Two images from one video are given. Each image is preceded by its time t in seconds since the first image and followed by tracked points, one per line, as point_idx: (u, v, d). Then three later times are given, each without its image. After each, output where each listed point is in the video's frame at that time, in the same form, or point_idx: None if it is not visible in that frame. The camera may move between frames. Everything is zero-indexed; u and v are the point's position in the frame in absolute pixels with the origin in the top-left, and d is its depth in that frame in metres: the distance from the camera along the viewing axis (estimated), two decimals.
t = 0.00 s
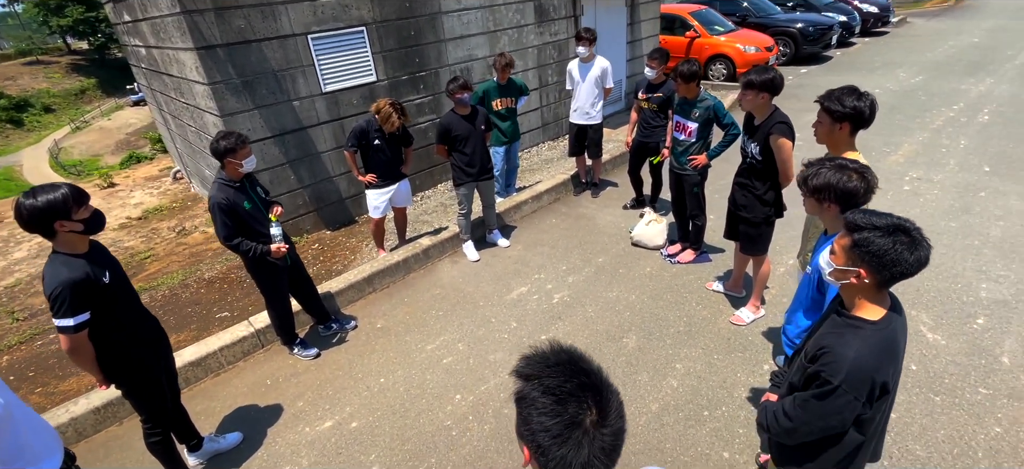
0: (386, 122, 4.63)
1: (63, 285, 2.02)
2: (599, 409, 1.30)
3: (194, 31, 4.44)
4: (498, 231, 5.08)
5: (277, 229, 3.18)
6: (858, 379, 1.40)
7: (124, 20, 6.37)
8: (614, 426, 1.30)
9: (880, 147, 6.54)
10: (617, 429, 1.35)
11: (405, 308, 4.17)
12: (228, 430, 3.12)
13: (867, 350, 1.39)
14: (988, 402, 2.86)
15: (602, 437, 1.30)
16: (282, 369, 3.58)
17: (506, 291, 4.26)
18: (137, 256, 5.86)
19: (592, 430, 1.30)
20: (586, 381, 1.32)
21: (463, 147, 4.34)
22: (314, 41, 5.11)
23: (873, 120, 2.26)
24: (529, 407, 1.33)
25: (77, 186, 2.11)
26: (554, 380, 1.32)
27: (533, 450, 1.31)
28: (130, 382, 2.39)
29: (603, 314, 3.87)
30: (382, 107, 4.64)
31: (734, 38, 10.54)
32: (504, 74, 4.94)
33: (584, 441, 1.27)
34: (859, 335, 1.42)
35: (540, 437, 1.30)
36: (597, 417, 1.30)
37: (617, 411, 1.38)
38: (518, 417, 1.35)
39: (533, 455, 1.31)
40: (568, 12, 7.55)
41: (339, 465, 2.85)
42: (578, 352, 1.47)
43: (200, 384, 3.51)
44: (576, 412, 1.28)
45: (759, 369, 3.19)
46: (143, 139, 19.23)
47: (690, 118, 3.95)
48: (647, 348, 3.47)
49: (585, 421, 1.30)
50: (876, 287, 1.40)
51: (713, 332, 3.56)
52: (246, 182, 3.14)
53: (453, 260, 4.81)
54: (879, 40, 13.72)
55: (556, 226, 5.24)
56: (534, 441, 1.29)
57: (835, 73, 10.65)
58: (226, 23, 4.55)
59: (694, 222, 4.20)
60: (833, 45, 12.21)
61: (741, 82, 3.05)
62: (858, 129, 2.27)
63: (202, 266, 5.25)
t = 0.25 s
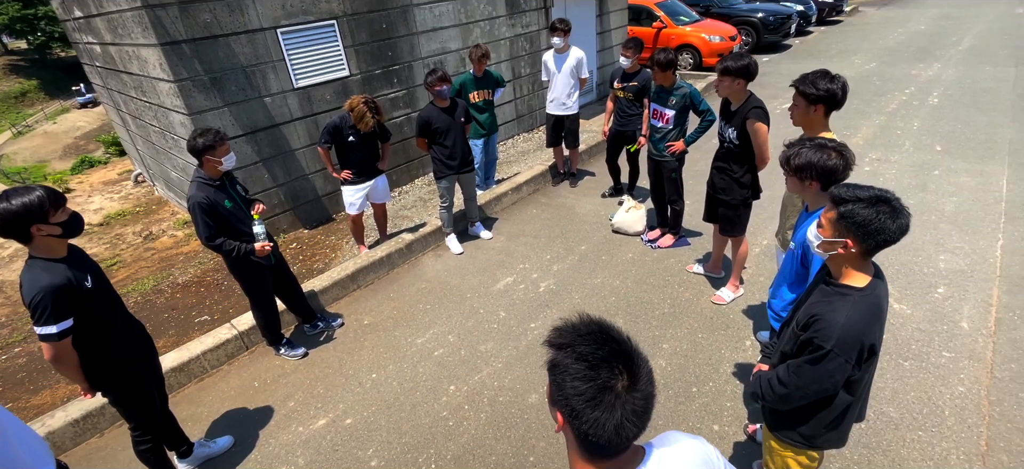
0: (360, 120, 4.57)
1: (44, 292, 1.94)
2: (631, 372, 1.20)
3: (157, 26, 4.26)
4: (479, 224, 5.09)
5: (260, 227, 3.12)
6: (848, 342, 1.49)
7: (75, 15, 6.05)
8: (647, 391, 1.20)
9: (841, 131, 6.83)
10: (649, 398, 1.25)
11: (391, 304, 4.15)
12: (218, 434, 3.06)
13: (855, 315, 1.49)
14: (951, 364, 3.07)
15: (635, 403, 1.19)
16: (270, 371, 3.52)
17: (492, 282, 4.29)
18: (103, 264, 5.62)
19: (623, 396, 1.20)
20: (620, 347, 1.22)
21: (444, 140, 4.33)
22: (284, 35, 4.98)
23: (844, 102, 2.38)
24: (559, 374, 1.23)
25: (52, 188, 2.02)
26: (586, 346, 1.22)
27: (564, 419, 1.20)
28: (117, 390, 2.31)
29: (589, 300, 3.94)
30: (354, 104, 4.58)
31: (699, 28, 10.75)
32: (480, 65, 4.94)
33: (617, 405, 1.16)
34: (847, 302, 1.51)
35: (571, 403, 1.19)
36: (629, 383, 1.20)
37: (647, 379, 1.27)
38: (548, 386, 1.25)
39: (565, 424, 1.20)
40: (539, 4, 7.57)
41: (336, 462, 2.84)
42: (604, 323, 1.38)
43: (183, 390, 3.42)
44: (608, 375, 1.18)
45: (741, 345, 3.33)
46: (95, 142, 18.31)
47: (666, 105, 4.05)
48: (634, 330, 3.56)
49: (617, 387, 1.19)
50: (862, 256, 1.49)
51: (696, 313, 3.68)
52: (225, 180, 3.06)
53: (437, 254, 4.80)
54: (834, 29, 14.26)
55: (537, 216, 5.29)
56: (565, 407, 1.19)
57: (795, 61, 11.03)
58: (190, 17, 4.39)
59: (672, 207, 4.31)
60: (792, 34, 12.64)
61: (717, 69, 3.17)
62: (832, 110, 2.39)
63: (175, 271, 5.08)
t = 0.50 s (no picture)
0: (335, 118, 4.48)
1: (27, 291, 1.86)
2: (662, 322, 1.09)
3: (118, 17, 4.09)
4: (461, 215, 5.09)
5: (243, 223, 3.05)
6: (838, 304, 1.58)
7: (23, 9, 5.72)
8: (677, 341, 1.10)
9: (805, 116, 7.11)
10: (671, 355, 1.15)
11: (377, 297, 4.12)
12: (207, 435, 2.99)
13: (843, 278, 1.58)
14: (916, 328, 3.27)
15: (665, 355, 1.09)
16: (257, 368, 3.46)
17: (478, 271, 4.31)
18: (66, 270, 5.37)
19: (652, 348, 1.09)
20: (648, 301, 1.13)
21: (424, 130, 4.30)
22: (253, 27, 4.85)
23: (818, 82, 2.51)
24: (585, 331, 1.08)
25: (28, 183, 1.92)
26: (613, 301, 1.11)
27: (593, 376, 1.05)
28: (104, 391, 2.24)
29: (575, 284, 4.01)
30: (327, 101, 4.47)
31: (666, 19, 10.94)
32: (457, 56, 4.94)
33: (651, 354, 1.05)
34: (836, 266, 1.60)
35: (601, 357, 1.05)
36: (657, 337, 1.10)
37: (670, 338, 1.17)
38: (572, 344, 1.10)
39: (596, 381, 1.05)
40: None
41: (333, 454, 2.82)
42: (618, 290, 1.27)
43: (166, 393, 3.33)
44: (639, 326, 1.07)
45: (724, 321, 3.45)
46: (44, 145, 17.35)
47: (644, 92, 4.14)
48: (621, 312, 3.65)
49: (646, 340, 1.08)
50: (847, 222, 1.59)
51: (679, 293, 3.80)
52: (205, 174, 2.98)
53: (420, 246, 4.78)
54: (793, 18, 14.74)
55: (518, 206, 5.33)
56: (596, 361, 1.04)
57: (758, 50, 11.37)
58: (154, 9, 4.22)
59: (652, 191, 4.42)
60: (754, 23, 13.01)
61: (695, 55, 3.28)
62: (807, 91, 2.52)
63: (146, 274, 4.91)
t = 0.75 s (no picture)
0: (313, 116, 4.43)
1: (30, 285, 1.85)
2: (678, 268, 1.16)
3: (86, 11, 3.97)
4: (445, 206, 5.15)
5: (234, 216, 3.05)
6: (818, 264, 1.75)
7: None
8: (692, 284, 1.17)
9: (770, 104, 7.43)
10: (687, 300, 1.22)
11: (367, 288, 4.15)
12: (205, 429, 2.99)
13: (822, 240, 1.75)
14: (879, 295, 3.53)
15: (682, 298, 1.16)
16: (250, 363, 3.46)
17: (466, 260, 4.38)
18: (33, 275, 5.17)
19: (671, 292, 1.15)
20: (664, 251, 1.20)
21: (407, 122, 4.34)
22: (226, 21, 4.77)
23: (787, 66, 2.70)
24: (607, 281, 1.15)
25: (25, 176, 1.90)
26: (632, 252, 1.18)
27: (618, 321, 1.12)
28: (107, 385, 2.24)
29: (562, 268, 4.14)
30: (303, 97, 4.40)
31: (634, 12, 11.17)
32: (437, 48, 4.99)
33: (670, 296, 1.12)
34: (815, 230, 1.76)
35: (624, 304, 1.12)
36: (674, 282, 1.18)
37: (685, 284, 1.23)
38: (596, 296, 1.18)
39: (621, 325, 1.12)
40: None
41: (336, 439, 2.87)
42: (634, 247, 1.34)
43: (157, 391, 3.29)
44: (658, 272, 1.14)
45: (704, 296, 3.64)
46: None
47: (622, 80, 4.29)
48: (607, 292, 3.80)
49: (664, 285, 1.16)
50: (824, 189, 1.75)
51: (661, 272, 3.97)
52: (193, 168, 2.96)
53: (405, 237, 4.82)
54: (753, 10, 15.25)
55: (501, 195, 5.42)
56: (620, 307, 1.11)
57: (722, 41, 11.75)
58: (123, 2, 4.10)
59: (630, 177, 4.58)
60: (717, 16, 13.40)
61: (671, 43, 3.44)
62: (778, 74, 2.70)
63: (122, 275, 4.78)
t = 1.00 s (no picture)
0: (287, 115, 4.31)
1: (18, 284, 1.81)
2: (677, 235, 1.23)
3: (45, 6, 3.81)
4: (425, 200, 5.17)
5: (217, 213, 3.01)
6: (795, 236, 1.89)
7: None
8: (689, 249, 1.24)
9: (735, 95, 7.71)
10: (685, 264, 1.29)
11: (351, 284, 4.15)
12: (195, 429, 2.95)
13: (799, 214, 1.89)
14: (844, 271, 3.76)
15: (681, 262, 1.23)
16: (236, 362, 3.42)
17: (450, 252, 4.42)
18: None
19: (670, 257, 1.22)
20: (663, 218, 1.27)
21: (386, 117, 4.34)
22: (194, 16, 4.65)
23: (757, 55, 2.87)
24: (609, 249, 1.22)
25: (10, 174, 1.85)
26: (633, 221, 1.25)
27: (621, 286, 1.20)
28: (97, 385, 2.20)
29: (545, 257, 4.23)
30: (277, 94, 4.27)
31: (602, 7, 11.33)
32: (413, 43, 5.04)
33: (670, 259, 1.19)
34: (792, 205, 1.91)
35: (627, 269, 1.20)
36: (673, 246, 1.25)
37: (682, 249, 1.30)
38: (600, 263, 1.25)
39: (625, 290, 1.20)
40: None
41: (331, 432, 2.89)
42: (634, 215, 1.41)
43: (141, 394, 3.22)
44: (658, 239, 1.21)
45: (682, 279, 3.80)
46: None
47: (597, 72, 4.40)
48: (590, 278, 3.91)
49: (664, 250, 1.23)
50: (800, 167, 1.90)
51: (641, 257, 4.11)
52: (172, 165, 2.91)
53: (387, 232, 4.82)
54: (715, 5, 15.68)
55: (480, 189, 5.47)
56: (623, 272, 1.18)
57: (687, 35, 12.06)
58: None
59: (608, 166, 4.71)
60: (681, 10, 13.74)
61: (645, 35, 3.57)
62: (748, 63, 2.86)
63: (92, 281, 4.63)
